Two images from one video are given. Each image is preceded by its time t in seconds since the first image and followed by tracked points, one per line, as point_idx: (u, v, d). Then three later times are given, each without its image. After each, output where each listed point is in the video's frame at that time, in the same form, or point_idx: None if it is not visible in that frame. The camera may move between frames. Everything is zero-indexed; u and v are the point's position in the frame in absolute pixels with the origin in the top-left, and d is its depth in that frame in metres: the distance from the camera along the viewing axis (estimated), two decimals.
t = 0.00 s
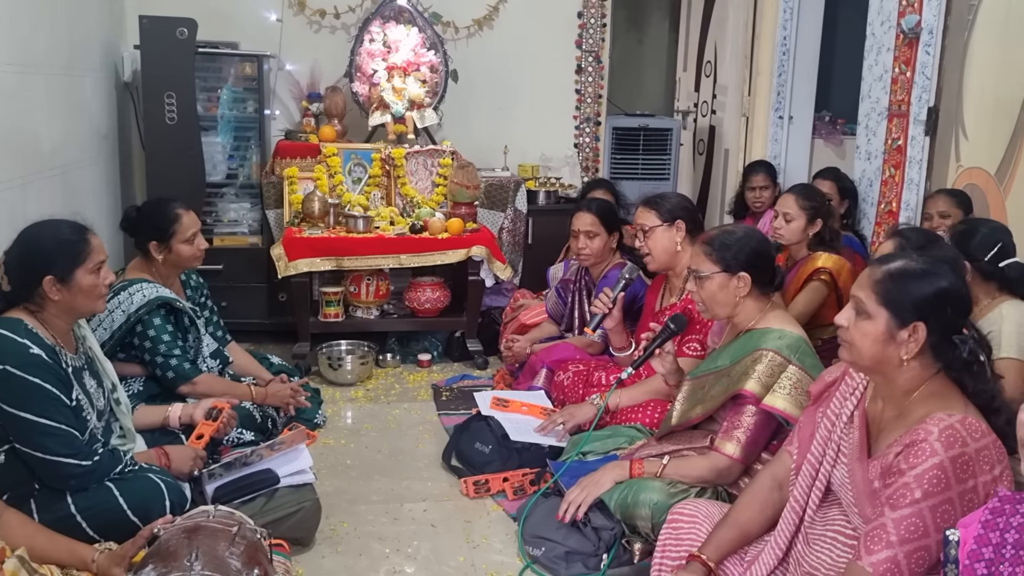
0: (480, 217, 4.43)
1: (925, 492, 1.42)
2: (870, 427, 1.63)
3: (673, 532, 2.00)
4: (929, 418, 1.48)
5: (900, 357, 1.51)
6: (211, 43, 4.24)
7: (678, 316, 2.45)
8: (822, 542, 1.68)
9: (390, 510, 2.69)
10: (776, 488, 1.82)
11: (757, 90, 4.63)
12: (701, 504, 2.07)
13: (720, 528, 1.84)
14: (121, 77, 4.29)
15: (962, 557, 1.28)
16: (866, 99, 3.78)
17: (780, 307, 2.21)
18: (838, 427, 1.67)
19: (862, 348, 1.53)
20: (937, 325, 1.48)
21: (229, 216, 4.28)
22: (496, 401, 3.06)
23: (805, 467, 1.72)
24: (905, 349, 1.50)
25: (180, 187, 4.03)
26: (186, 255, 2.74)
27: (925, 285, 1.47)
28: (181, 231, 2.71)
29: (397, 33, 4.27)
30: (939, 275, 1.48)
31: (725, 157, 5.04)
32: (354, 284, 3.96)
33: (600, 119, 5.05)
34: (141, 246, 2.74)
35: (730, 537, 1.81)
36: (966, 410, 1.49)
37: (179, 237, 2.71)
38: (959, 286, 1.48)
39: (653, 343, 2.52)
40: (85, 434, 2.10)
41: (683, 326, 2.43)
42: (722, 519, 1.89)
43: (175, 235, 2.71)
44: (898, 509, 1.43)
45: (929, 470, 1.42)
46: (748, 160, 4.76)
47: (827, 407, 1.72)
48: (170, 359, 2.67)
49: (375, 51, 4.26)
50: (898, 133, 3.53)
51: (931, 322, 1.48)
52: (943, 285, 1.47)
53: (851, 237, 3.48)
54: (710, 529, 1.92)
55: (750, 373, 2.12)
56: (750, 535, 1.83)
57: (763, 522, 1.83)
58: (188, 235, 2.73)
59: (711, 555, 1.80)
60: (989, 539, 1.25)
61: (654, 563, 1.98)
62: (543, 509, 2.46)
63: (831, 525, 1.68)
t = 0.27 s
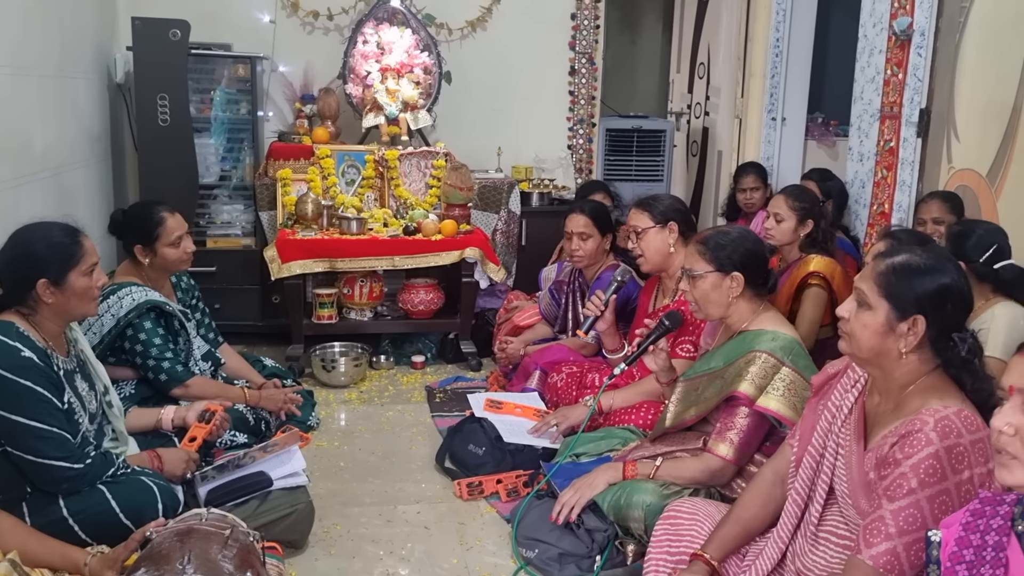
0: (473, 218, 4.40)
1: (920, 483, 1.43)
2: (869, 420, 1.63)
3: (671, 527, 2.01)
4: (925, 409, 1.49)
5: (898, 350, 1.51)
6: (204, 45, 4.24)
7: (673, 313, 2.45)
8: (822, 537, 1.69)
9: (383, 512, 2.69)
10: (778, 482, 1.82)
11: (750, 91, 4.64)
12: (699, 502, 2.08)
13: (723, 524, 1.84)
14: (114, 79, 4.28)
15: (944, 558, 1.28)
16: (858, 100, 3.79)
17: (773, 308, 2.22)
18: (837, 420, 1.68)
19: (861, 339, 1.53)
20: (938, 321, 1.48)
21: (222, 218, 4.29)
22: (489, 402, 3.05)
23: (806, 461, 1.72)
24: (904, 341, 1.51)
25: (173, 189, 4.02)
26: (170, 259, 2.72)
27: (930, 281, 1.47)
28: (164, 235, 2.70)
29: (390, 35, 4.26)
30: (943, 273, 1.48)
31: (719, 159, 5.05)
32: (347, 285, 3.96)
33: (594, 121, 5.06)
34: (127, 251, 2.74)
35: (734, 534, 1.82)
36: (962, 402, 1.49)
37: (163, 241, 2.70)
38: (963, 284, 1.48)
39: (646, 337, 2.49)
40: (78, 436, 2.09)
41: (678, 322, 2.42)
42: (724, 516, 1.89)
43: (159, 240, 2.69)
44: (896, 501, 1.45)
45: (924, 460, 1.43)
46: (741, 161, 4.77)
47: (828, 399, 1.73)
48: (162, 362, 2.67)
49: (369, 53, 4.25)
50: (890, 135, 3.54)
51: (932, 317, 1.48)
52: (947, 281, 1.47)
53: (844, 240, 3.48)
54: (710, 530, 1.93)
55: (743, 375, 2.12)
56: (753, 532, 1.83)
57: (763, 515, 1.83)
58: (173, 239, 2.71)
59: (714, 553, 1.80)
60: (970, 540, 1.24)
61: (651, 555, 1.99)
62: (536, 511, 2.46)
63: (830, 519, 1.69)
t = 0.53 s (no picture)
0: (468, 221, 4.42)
1: (893, 487, 1.44)
2: (843, 424, 1.62)
3: (661, 535, 2.02)
4: (894, 412, 1.50)
5: (864, 353, 1.52)
6: (198, 47, 4.23)
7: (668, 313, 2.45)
8: (804, 546, 1.67)
9: (378, 514, 2.69)
10: (761, 492, 1.82)
11: (745, 93, 4.65)
12: (689, 511, 2.08)
13: (710, 534, 1.86)
14: (108, 81, 4.27)
15: (922, 565, 1.27)
16: (852, 102, 3.80)
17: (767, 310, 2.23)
18: (811, 429, 1.65)
19: (828, 343, 1.54)
20: (902, 324, 1.49)
21: (217, 220, 4.27)
22: (484, 404, 3.06)
23: (784, 470, 1.70)
24: (869, 345, 1.51)
25: (169, 192, 4.01)
26: (162, 256, 2.71)
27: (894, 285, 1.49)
28: (159, 231, 2.70)
29: (385, 37, 4.26)
30: (910, 278, 1.49)
31: (713, 161, 5.06)
32: (342, 288, 3.95)
33: (588, 123, 5.07)
34: (121, 248, 2.74)
35: (720, 543, 1.84)
36: (930, 404, 1.50)
37: (157, 236, 2.69)
38: (930, 288, 1.49)
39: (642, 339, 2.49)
40: (72, 440, 2.09)
41: (672, 322, 2.43)
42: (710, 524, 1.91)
43: (153, 235, 2.69)
44: (871, 508, 1.45)
45: (895, 464, 1.44)
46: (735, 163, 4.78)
47: (801, 408, 1.70)
48: (154, 365, 2.66)
49: (363, 55, 4.25)
50: (883, 137, 3.55)
51: (896, 321, 1.49)
52: (913, 286, 1.48)
53: (838, 242, 3.48)
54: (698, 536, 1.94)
55: (738, 377, 2.13)
56: (740, 539, 1.85)
57: (752, 527, 1.84)
58: (167, 236, 2.71)
59: (701, 560, 1.84)
60: (946, 547, 1.23)
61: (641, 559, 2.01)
62: (531, 513, 2.46)
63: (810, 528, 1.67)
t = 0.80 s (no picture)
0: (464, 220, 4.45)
1: (865, 493, 1.45)
2: (817, 428, 1.61)
3: (652, 539, 2.03)
4: (861, 418, 1.50)
5: (814, 362, 1.54)
6: (194, 46, 4.23)
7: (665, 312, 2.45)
8: (787, 552, 1.67)
9: (375, 513, 2.69)
10: (742, 498, 1.83)
11: (740, 93, 4.64)
12: (679, 514, 2.09)
13: (695, 533, 1.86)
14: (103, 81, 4.27)
15: (903, 567, 1.26)
16: (847, 102, 3.81)
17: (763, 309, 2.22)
18: (785, 435, 1.65)
19: (783, 352, 1.57)
20: (846, 331, 1.50)
21: (212, 220, 4.26)
22: (480, 403, 3.06)
23: (764, 478, 1.69)
24: (817, 354, 1.53)
25: (165, 190, 4.01)
26: (162, 246, 2.71)
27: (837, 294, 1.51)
28: (160, 221, 2.73)
29: (381, 36, 4.27)
30: (855, 286, 1.51)
31: (709, 160, 5.07)
32: (338, 287, 3.95)
33: (584, 123, 5.07)
34: (121, 241, 2.74)
35: (705, 542, 1.84)
36: (894, 406, 1.51)
37: (162, 225, 2.72)
38: (875, 295, 1.51)
39: (637, 338, 2.50)
40: (67, 439, 2.08)
41: (669, 320, 2.43)
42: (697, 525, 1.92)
43: (156, 223, 2.71)
44: (845, 515, 1.46)
45: (864, 470, 1.45)
46: (731, 163, 4.79)
47: (775, 416, 1.69)
48: (149, 361, 2.66)
49: (359, 54, 4.26)
50: (878, 136, 3.57)
51: (840, 329, 1.50)
52: (856, 294, 1.50)
53: (834, 244, 3.49)
54: (686, 535, 1.95)
55: (734, 376, 2.13)
56: (725, 541, 1.85)
57: (737, 530, 1.85)
58: (169, 227, 2.73)
59: (686, 558, 1.83)
60: (925, 549, 1.24)
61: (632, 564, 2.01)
62: (528, 511, 2.46)
63: (792, 534, 1.67)
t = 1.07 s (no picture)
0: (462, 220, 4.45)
1: (855, 497, 1.44)
2: (806, 433, 1.62)
3: (649, 540, 2.03)
4: (848, 422, 1.50)
5: (803, 371, 1.54)
6: (192, 46, 4.22)
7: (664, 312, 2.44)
8: (781, 556, 1.67)
9: (373, 513, 2.69)
10: (735, 500, 1.84)
11: (738, 93, 4.65)
12: (676, 514, 2.09)
13: (689, 529, 1.88)
14: (101, 80, 4.26)
15: (895, 569, 1.27)
16: (845, 102, 3.81)
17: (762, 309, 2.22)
18: (774, 439, 1.65)
19: (768, 365, 1.57)
20: (832, 337, 1.51)
21: (211, 219, 4.27)
22: (479, 403, 3.06)
23: (754, 482, 1.70)
24: (805, 362, 1.53)
25: (163, 190, 4.01)
26: (168, 246, 2.74)
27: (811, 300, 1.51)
28: (165, 221, 2.74)
29: (379, 36, 4.26)
30: (831, 289, 1.52)
31: (707, 160, 5.07)
32: (336, 287, 3.94)
33: (582, 123, 5.07)
34: (118, 241, 2.74)
35: (697, 537, 1.85)
36: (881, 408, 1.51)
37: (170, 225, 2.74)
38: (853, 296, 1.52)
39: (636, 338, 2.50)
40: (65, 439, 2.08)
41: (668, 320, 2.43)
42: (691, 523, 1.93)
43: (165, 224, 2.73)
44: (836, 520, 1.46)
45: (853, 474, 1.45)
46: (729, 163, 4.79)
47: (763, 421, 1.70)
48: (148, 360, 2.66)
49: (357, 54, 4.26)
50: (877, 136, 3.57)
51: (825, 336, 1.51)
52: (833, 297, 1.51)
53: (833, 244, 3.50)
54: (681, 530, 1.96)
55: (732, 375, 2.13)
56: (720, 538, 1.85)
57: (731, 526, 1.85)
58: (176, 226, 2.76)
59: (680, 553, 1.83)
60: (917, 552, 1.24)
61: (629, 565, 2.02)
62: (526, 512, 2.46)
63: (785, 538, 1.67)
